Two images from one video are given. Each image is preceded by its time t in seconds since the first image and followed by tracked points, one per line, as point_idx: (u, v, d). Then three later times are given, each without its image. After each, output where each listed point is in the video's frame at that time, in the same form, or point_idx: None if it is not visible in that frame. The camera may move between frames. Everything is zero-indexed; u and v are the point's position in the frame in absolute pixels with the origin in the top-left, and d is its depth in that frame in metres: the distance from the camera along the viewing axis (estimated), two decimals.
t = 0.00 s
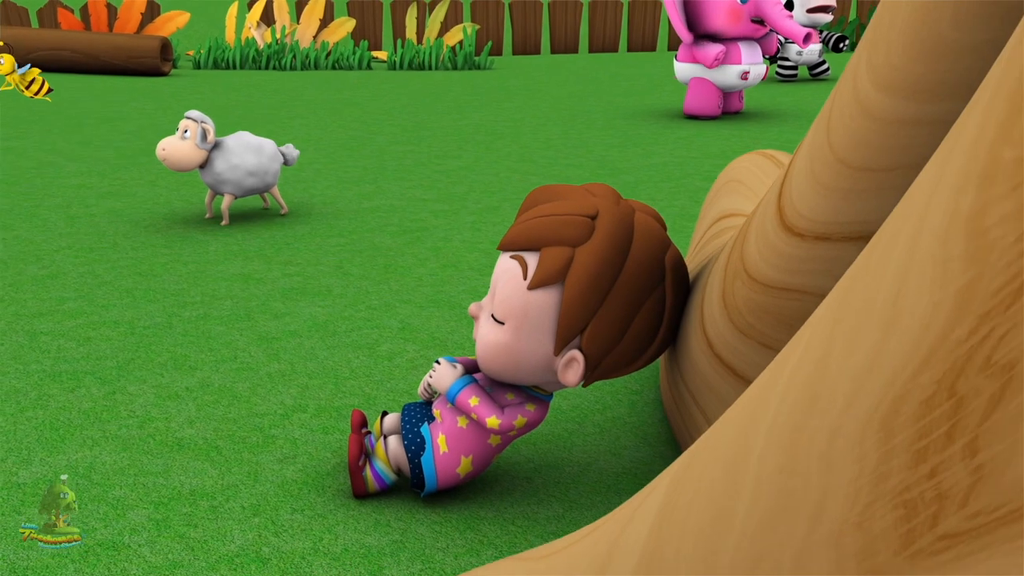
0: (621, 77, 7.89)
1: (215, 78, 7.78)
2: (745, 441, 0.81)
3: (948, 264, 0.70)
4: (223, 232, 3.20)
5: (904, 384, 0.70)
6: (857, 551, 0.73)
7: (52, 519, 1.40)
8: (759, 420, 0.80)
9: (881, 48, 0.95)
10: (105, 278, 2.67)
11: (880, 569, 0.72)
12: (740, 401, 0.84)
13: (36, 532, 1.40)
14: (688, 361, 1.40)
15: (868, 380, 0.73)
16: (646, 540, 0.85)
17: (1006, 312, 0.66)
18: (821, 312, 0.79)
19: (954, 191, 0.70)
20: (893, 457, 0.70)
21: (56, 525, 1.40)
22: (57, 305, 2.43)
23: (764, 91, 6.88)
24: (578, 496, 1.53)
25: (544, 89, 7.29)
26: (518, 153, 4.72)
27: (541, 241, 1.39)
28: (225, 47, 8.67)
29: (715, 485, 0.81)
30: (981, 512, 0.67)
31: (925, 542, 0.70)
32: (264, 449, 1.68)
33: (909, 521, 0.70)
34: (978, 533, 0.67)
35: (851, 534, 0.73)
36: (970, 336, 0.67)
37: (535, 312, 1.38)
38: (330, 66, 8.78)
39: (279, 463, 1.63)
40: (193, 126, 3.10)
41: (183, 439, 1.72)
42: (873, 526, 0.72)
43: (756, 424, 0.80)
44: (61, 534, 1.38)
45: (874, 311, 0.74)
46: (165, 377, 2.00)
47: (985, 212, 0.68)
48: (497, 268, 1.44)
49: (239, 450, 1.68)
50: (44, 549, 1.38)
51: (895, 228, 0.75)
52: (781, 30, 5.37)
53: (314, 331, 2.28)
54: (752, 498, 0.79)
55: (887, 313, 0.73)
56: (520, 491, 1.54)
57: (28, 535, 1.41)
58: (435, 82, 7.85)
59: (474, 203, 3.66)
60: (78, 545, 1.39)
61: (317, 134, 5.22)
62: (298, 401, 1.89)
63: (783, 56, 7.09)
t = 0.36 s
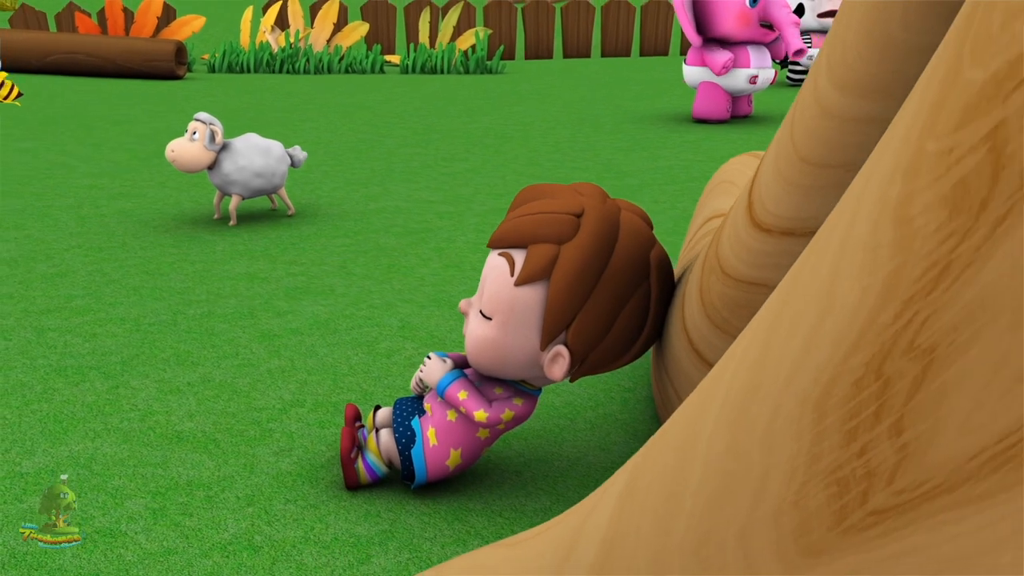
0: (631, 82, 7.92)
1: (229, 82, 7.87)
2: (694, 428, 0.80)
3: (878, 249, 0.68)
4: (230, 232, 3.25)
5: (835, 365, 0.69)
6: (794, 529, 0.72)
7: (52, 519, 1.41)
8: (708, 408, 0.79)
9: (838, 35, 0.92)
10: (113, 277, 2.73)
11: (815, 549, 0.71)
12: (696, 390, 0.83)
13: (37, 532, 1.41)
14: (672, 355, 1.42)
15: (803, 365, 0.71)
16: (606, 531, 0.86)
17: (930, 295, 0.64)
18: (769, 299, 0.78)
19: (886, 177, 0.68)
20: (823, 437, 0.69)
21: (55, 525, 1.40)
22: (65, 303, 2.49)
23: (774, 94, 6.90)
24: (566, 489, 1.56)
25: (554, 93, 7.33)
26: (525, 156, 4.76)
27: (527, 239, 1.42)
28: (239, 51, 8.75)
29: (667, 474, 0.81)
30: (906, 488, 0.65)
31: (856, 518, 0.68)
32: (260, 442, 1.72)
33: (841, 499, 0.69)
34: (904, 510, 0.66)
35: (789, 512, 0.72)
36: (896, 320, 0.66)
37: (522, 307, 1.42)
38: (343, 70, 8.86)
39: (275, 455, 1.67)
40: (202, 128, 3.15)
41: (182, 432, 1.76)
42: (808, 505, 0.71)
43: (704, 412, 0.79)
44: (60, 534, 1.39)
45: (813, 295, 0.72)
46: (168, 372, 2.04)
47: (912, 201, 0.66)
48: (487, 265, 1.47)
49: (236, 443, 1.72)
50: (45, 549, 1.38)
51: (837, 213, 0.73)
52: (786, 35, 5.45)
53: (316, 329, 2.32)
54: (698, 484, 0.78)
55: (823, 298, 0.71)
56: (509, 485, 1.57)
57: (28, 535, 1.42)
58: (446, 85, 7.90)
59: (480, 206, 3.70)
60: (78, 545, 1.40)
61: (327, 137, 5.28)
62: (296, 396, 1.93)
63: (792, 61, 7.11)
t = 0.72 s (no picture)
0: (638, 85, 7.93)
1: (239, 83, 7.92)
2: (665, 420, 0.82)
3: (836, 243, 0.70)
4: (235, 232, 3.29)
5: (796, 355, 0.71)
6: (758, 513, 0.75)
7: (52, 519, 1.41)
8: (678, 399, 0.81)
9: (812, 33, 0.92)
10: (119, 275, 2.76)
11: (778, 533, 0.74)
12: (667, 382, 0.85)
13: (37, 532, 1.41)
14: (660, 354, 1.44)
15: (767, 355, 0.73)
16: (584, 521, 0.88)
17: (884, 286, 0.67)
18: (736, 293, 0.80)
19: (846, 173, 0.70)
20: (786, 425, 0.71)
21: (56, 525, 1.40)
22: (71, 301, 2.52)
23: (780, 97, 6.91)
24: (558, 485, 1.58)
25: (561, 95, 7.36)
26: (529, 158, 4.78)
27: (519, 238, 1.44)
28: (248, 54, 8.81)
29: (641, 465, 0.83)
30: (863, 475, 0.68)
31: (816, 504, 0.71)
32: (258, 438, 1.74)
33: (802, 484, 0.72)
34: (861, 495, 0.69)
35: (753, 497, 0.75)
36: (853, 310, 0.68)
37: (514, 304, 1.44)
38: (351, 72, 8.90)
39: (273, 451, 1.69)
40: (206, 129, 3.17)
41: (182, 428, 1.78)
42: (772, 490, 0.73)
43: (676, 403, 0.81)
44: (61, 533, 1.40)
45: (776, 289, 0.74)
46: (170, 369, 2.07)
47: (869, 196, 0.68)
48: (480, 263, 1.49)
49: (235, 438, 1.74)
50: (44, 549, 1.39)
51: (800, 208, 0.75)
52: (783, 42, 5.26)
53: (317, 327, 2.35)
54: (669, 473, 0.80)
55: (785, 291, 0.73)
56: (502, 480, 1.59)
57: (28, 534, 1.42)
58: (453, 88, 7.93)
59: (483, 207, 3.73)
60: (78, 545, 1.41)
61: (334, 139, 5.31)
62: (294, 393, 1.95)
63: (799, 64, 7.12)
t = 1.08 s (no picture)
0: (640, 85, 7.94)
1: (242, 84, 7.94)
2: (654, 419, 0.82)
3: (824, 243, 0.70)
4: (236, 232, 3.30)
5: (784, 354, 0.72)
6: (748, 510, 0.76)
7: (52, 519, 1.41)
8: (668, 398, 0.82)
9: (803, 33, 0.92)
10: (121, 275, 2.77)
11: (767, 529, 0.75)
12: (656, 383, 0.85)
13: (36, 532, 1.41)
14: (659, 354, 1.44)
15: (756, 353, 0.74)
16: (576, 520, 0.88)
17: (871, 284, 0.68)
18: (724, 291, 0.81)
19: (833, 172, 0.70)
20: (776, 422, 0.72)
21: (55, 525, 1.41)
22: (72, 301, 2.53)
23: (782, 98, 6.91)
24: (556, 484, 1.59)
25: (563, 96, 7.37)
26: (531, 158, 4.79)
27: (517, 237, 1.44)
28: (250, 55, 8.84)
29: (632, 464, 0.84)
30: (851, 470, 0.70)
31: (804, 499, 0.72)
32: (258, 437, 1.75)
33: (791, 481, 0.73)
34: (850, 491, 0.70)
35: (743, 494, 0.76)
36: (840, 308, 0.69)
37: (511, 303, 1.44)
38: (354, 73, 8.92)
39: (272, 449, 1.70)
40: (184, 131, 3.18)
41: (182, 427, 1.79)
42: (761, 487, 0.74)
43: (665, 402, 0.82)
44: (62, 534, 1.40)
45: (764, 288, 0.75)
46: (170, 368, 2.08)
47: (856, 194, 0.68)
48: (478, 262, 1.50)
49: (234, 436, 1.75)
50: (43, 548, 1.39)
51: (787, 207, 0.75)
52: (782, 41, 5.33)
53: (318, 327, 2.36)
54: (660, 471, 0.81)
55: (773, 290, 0.74)
56: (500, 479, 1.60)
57: (28, 534, 1.42)
58: (456, 88, 7.95)
59: (484, 207, 3.74)
60: (78, 545, 1.41)
61: (335, 139, 5.32)
62: (294, 393, 1.96)
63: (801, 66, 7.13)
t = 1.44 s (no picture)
0: (631, 92, 7.97)
1: (231, 91, 7.92)
2: (695, 432, 0.88)
3: (871, 266, 0.76)
4: (234, 242, 3.29)
5: (832, 374, 0.78)
6: (793, 529, 0.81)
7: (52, 520, 1.44)
8: (709, 413, 0.87)
9: (836, 53, 0.97)
10: (120, 286, 2.76)
11: (814, 546, 0.80)
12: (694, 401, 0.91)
13: (36, 532, 1.44)
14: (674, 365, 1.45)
15: (801, 369, 0.80)
16: (610, 534, 0.92)
17: (920, 306, 0.73)
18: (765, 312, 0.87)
19: (877, 199, 0.77)
20: (824, 440, 0.78)
21: (55, 525, 1.43)
22: (72, 312, 2.51)
23: (772, 104, 6.95)
24: (568, 495, 1.59)
25: (554, 103, 7.38)
26: (525, 166, 4.80)
27: (532, 250, 1.44)
28: (240, 61, 8.82)
29: (671, 477, 0.88)
30: (899, 490, 0.75)
31: (851, 519, 0.77)
32: (268, 450, 1.75)
33: (838, 500, 0.78)
34: (897, 510, 0.75)
35: (789, 513, 0.81)
36: (889, 328, 0.75)
37: (526, 316, 1.45)
38: (343, 79, 8.91)
39: (283, 462, 1.70)
40: (137, 146, 3.05)
41: (191, 440, 1.78)
42: (807, 505, 0.80)
43: (706, 416, 0.87)
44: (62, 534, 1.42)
45: (810, 310, 0.81)
46: (174, 380, 2.07)
47: (903, 217, 0.75)
48: (490, 276, 1.50)
49: (244, 450, 1.75)
50: (44, 549, 1.42)
51: (829, 235, 0.82)
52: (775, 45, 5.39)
53: (321, 338, 2.35)
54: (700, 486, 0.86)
55: (821, 309, 0.80)
56: (512, 490, 1.60)
57: (28, 535, 1.45)
58: (447, 95, 7.95)
59: (481, 215, 3.74)
60: (78, 546, 1.43)
61: (328, 147, 5.32)
62: (302, 405, 1.95)
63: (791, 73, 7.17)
